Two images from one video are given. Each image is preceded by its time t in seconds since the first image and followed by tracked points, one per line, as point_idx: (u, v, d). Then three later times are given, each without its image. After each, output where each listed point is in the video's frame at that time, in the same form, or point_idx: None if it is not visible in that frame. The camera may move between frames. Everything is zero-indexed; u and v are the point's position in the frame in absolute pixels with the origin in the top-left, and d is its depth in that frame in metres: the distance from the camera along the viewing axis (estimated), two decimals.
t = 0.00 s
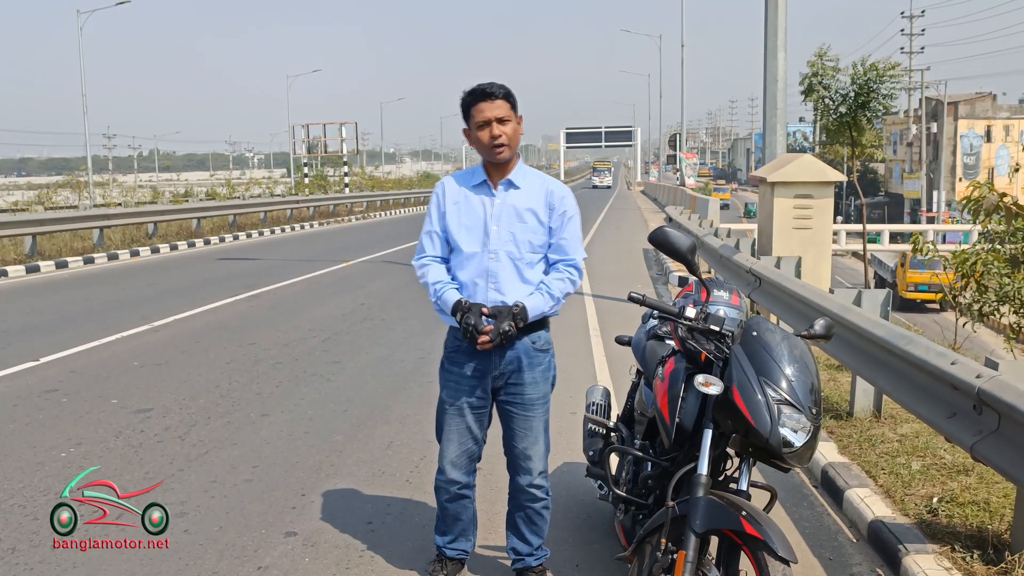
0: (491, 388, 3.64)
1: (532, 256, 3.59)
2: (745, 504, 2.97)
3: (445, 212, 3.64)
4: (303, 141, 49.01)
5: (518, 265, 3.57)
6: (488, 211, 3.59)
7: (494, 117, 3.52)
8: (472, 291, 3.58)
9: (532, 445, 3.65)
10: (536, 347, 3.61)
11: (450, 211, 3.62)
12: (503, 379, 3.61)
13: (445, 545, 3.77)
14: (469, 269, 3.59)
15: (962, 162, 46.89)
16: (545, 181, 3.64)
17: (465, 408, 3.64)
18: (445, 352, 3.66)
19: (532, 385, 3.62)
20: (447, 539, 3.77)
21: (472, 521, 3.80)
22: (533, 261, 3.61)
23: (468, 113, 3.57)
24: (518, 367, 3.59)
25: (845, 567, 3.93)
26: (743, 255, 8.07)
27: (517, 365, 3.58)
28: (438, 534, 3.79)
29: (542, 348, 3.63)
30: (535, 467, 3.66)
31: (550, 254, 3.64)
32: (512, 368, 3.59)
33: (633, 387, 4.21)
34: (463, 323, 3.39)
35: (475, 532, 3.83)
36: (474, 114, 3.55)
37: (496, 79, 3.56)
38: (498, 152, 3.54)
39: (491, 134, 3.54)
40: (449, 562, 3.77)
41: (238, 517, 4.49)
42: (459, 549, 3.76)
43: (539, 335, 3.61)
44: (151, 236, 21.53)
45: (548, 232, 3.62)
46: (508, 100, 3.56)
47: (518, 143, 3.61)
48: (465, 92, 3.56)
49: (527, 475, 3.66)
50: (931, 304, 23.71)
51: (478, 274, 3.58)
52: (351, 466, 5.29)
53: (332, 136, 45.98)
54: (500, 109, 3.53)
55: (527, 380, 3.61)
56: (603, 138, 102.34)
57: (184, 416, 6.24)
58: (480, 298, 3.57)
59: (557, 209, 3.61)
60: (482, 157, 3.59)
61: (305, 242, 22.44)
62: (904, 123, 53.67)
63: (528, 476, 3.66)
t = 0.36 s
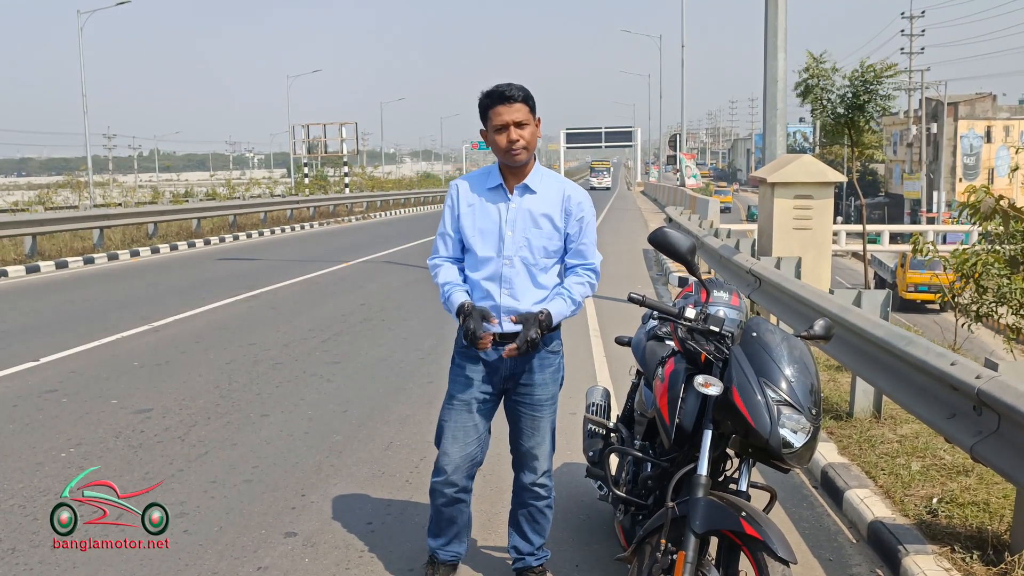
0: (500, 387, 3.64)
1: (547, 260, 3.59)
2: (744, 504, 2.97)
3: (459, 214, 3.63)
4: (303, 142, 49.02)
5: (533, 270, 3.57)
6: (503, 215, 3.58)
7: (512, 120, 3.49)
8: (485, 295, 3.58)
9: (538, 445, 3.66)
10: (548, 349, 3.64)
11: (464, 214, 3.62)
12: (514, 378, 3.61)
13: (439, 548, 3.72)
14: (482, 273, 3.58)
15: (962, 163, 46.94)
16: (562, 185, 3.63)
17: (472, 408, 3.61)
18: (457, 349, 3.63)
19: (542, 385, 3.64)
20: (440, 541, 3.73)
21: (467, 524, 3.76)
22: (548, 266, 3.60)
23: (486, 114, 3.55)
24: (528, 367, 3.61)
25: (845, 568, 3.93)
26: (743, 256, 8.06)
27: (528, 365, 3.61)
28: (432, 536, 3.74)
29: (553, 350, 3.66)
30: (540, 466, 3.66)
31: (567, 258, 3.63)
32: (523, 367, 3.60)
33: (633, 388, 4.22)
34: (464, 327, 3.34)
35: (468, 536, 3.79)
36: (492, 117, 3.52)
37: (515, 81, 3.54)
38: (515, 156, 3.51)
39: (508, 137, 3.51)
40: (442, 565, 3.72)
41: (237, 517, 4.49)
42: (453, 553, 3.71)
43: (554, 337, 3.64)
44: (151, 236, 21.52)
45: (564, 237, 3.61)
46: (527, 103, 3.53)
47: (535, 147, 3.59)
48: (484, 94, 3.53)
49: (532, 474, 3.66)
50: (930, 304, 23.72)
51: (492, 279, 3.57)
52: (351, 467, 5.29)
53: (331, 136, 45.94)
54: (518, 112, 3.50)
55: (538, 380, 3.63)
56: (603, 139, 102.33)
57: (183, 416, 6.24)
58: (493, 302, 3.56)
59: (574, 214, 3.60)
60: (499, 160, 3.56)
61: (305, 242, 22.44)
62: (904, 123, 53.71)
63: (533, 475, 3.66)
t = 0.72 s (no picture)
0: (492, 392, 3.61)
1: (537, 263, 3.59)
2: (744, 505, 2.97)
3: (448, 218, 3.58)
4: (303, 142, 49.01)
5: (524, 274, 3.56)
6: (493, 219, 3.54)
7: (503, 123, 3.48)
8: (477, 299, 3.56)
9: (533, 449, 3.64)
10: (538, 352, 3.60)
11: (454, 218, 3.56)
12: (505, 383, 3.59)
13: (435, 560, 3.65)
14: (474, 278, 3.55)
15: (962, 164, 47.05)
16: (550, 187, 3.62)
17: (463, 413, 3.59)
18: (445, 354, 3.60)
19: (534, 389, 3.61)
20: (436, 554, 3.66)
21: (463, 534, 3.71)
22: (538, 269, 3.60)
23: (475, 115, 3.53)
24: (521, 371, 3.57)
25: (845, 569, 3.93)
26: (743, 257, 8.05)
27: (520, 369, 3.57)
28: (428, 548, 3.67)
29: (544, 352, 3.62)
30: (536, 470, 3.66)
31: (555, 260, 3.64)
32: (514, 372, 3.57)
33: (633, 389, 4.21)
34: (471, 336, 3.36)
35: (464, 547, 3.73)
36: (481, 118, 3.50)
37: (505, 82, 3.52)
38: (504, 159, 3.50)
39: (497, 140, 3.50)
40: None
41: (238, 518, 4.49)
42: (449, 565, 3.64)
43: (542, 338, 3.61)
44: (151, 236, 21.52)
45: (553, 239, 3.62)
46: (517, 106, 3.52)
47: (523, 150, 3.58)
48: (474, 94, 3.51)
49: (528, 478, 3.66)
50: (931, 304, 23.74)
51: (484, 283, 3.55)
52: (351, 467, 5.29)
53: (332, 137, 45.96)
54: (508, 115, 3.49)
55: (530, 384, 3.59)
56: (603, 139, 102.39)
57: (183, 417, 6.24)
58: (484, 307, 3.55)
59: (563, 216, 3.60)
60: (487, 162, 3.54)
61: (305, 242, 22.45)
62: (904, 124, 53.79)
63: (529, 479, 3.66)
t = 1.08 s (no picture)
0: (476, 395, 3.58)
1: (517, 256, 3.58)
2: (743, 506, 2.97)
3: (424, 216, 3.56)
4: (304, 142, 49.05)
5: (506, 267, 3.55)
6: (471, 213, 3.54)
7: (472, 121, 3.48)
8: (460, 295, 3.53)
9: (525, 451, 3.63)
10: (521, 351, 3.58)
11: (430, 215, 3.54)
12: (490, 385, 3.56)
13: (434, 563, 3.64)
14: (454, 274, 3.52)
15: (962, 164, 47.13)
16: (524, 179, 3.64)
17: (449, 416, 3.57)
18: (427, 358, 3.57)
19: (520, 390, 3.59)
20: (434, 557, 3.64)
21: (460, 537, 3.70)
22: (519, 262, 3.60)
23: (445, 115, 3.53)
24: (505, 372, 3.55)
25: (845, 570, 3.93)
26: (743, 257, 8.06)
27: (504, 370, 3.55)
28: (425, 552, 3.66)
29: (526, 351, 3.59)
30: (529, 472, 3.64)
31: (533, 254, 3.64)
32: (498, 373, 3.55)
33: (632, 389, 4.22)
34: (455, 335, 3.32)
35: (462, 549, 3.73)
36: (451, 118, 3.50)
37: (473, 81, 3.51)
38: (475, 157, 3.50)
39: (468, 139, 3.50)
40: None
41: (238, 518, 4.49)
42: (448, 566, 3.64)
43: (523, 338, 3.58)
44: (151, 236, 21.51)
45: (531, 231, 3.62)
46: (487, 103, 3.51)
47: (496, 147, 3.58)
48: (443, 94, 3.51)
49: (523, 480, 3.64)
50: (931, 305, 23.76)
51: (465, 278, 3.52)
52: (351, 467, 5.29)
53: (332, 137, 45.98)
54: (478, 113, 3.48)
55: (515, 384, 3.57)
56: (604, 139, 102.43)
57: (183, 417, 6.25)
58: (468, 303, 3.53)
59: (539, 208, 3.62)
60: (459, 161, 3.54)
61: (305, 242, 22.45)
62: (904, 124, 53.82)
63: (524, 482, 3.64)
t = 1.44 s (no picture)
0: (467, 396, 3.59)
1: (505, 255, 3.58)
2: (744, 506, 2.97)
3: (410, 218, 3.54)
4: (303, 142, 49.04)
5: (494, 266, 3.54)
6: (458, 214, 3.52)
7: (457, 121, 3.48)
8: (449, 295, 3.48)
9: (520, 451, 3.62)
10: (510, 351, 3.58)
11: (417, 216, 3.53)
12: (481, 386, 3.56)
13: (433, 564, 3.64)
14: (442, 274, 3.50)
15: (962, 164, 47.19)
16: (509, 180, 3.65)
17: (442, 417, 3.56)
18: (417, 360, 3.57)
19: (512, 390, 3.59)
20: (434, 557, 3.64)
21: (459, 536, 3.70)
22: (506, 261, 3.59)
23: (431, 115, 3.52)
24: (495, 373, 3.55)
25: (845, 570, 3.93)
26: (743, 258, 8.06)
27: (494, 371, 3.55)
28: (425, 553, 3.65)
29: (516, 351, 3.60)
30: (526, 472, 3.64)
31: (520, 253, 3.65)
32: (489, 374, 3.55)
33: (633, 390, 4.22)
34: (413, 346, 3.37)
35: (461, 549, 3.73)
36: (437, 117, 3.50)
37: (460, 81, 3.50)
38: (460, 156, 3.50)
39: (453, 138, 3.50)
40: None
41: (238, 518, 4.50)
42: (448, 566, 3.63)
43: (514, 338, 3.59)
44: (151, 236, 21.52)
45: (517, 231, 3.62)
46: (473, 103, 3.51)
47: (481, 146, 3.58)
48: (429, 93, 3.50)
49: (520, 481, 3.64)
50: (931, 305, 23.77)
51: (453, 278, 3.50)
52: (351, 468, 5.29)
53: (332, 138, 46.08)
54: (463, 112, 3.48)
55: (506, 385, 3.57)
56: (603, 140, 102.46)
57: (183, 417, 6.25)
58: (457, 304, 3.48)
59: (525, 208, 3.63)
60: (444, 160, 3.54)
61: (306, 243, 22.46)
62: (904, 124, 53.86)
63: (521, 482, 3.64)
